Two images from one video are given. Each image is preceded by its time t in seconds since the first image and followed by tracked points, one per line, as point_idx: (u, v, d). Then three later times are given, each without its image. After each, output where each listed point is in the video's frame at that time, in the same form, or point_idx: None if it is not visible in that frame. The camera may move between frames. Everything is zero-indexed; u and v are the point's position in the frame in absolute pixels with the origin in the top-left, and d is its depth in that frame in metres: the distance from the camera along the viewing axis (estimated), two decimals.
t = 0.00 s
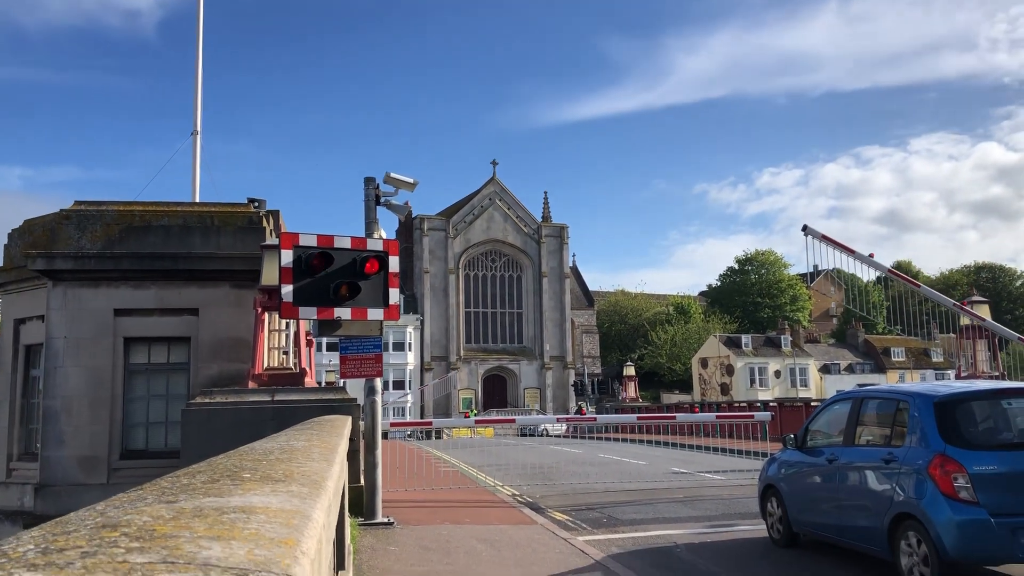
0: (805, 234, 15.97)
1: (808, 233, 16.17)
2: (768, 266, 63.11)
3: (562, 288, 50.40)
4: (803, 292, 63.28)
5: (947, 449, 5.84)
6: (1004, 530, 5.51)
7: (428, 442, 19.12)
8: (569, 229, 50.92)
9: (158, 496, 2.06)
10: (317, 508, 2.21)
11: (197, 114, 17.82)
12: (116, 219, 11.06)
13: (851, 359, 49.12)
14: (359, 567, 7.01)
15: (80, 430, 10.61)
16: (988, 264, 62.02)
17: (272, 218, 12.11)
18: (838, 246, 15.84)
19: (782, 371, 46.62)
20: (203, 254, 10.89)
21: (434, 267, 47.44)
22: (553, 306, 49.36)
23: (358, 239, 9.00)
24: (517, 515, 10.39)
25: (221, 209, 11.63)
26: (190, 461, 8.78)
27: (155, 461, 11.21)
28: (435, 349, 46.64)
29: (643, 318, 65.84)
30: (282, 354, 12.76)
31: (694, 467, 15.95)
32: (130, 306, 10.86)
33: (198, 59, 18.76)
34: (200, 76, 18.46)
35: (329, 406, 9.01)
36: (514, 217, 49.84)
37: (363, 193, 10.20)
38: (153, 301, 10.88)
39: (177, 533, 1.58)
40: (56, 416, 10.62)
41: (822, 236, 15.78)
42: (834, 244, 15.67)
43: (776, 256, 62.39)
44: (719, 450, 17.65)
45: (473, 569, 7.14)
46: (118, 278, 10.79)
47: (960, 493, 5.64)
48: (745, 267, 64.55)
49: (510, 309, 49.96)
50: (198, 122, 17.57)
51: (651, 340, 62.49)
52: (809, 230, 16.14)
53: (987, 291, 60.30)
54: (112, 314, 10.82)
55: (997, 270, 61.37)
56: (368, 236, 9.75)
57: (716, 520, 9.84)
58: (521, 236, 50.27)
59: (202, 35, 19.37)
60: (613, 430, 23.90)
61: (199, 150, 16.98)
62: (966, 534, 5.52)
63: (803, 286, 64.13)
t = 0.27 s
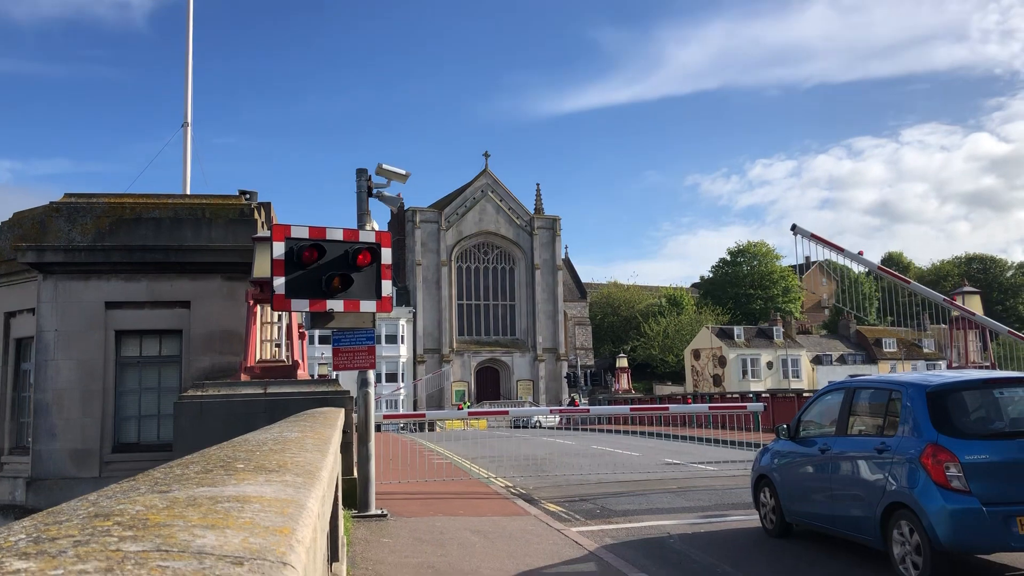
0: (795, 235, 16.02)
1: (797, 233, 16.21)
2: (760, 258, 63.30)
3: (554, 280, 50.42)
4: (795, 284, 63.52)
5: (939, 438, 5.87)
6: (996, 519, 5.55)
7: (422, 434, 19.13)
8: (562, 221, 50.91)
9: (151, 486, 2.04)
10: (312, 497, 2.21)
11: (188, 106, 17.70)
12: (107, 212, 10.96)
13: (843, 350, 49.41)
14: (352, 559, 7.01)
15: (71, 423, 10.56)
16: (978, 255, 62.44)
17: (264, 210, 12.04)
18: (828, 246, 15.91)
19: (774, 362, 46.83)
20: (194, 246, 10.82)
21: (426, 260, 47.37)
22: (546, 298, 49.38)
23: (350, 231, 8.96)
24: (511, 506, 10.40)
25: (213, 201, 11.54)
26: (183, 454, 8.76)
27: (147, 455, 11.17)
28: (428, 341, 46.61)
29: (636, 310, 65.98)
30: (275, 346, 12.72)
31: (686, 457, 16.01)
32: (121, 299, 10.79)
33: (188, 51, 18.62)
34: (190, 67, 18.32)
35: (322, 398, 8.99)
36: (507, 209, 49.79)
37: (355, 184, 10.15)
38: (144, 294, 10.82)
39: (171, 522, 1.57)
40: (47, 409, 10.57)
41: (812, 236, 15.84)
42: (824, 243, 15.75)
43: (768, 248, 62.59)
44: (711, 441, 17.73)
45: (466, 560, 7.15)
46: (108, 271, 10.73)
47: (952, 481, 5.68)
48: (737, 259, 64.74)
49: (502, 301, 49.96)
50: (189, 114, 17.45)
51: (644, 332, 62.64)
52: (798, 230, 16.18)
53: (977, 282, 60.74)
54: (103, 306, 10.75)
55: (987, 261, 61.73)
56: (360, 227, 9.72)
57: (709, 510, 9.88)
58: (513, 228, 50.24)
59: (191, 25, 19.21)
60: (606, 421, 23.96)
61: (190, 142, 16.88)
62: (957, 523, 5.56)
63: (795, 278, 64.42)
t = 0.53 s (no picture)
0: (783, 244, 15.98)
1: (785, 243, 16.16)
2: (753, 256, 63.49)
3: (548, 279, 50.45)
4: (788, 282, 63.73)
5: (933, 435, 5.89)
6: (990, 515, 5.58)
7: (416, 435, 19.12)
8: (555, 220, 50.94)
9: (145, 491, 2.03)
10: (308, 501, 2.19)
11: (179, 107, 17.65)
12: (99, 215, 10.91)
13: (835, 348, 49.60)
14: (348, 561, 6.99)
15: (65, 427, 10.50)
16: (969, 252, 62.73)
17: (257, 212, 12.00)
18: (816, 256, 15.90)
19: (767, 360, 46.96)
20: (188, 248, 10.81)
21: (420, 260, 47.31)
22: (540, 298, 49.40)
23: (343, 232, 8.94)
24: (506, 506, 10.40)
25: (205, 203, 11.52)
26: (178, 457, 8.73)
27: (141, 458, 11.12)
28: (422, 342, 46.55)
29: (630, 309, 66.01)
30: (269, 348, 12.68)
31: (681, 456, 16.04)
32: (114, 302, 10.75)
33: (179, 52, 18.54)
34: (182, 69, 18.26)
35: (317, 399, 8.97)
36: (500, 209, 49.79)
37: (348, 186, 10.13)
38: (137, 296, 10.78)
39: (165, 528, 1.56)
40: (40, 413, 10.51)
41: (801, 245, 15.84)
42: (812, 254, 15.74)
43: (761, 246, 62.78)
44: (706, 440, 17.76)
45: (462, 561, 7.14)
46: (101, 274, 10.69)
47: (946, 478, 5.70)
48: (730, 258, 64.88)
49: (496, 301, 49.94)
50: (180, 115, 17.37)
51: (637, 331, 62.74)
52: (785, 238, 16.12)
53: (968, 279, 61.05)
54: (97, 310, 10.71)
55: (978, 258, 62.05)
56: (353, 228, 9.70)
57: (705, 509, 9.90)
58: (507, 228, 50.23)
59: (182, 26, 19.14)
60: (601, 420, 23.99)
61: (182, 144, 16.81)
62: (951, 519, 5.58)
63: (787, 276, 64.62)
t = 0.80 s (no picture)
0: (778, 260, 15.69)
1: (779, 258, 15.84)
2: (752, 261, 63.54)
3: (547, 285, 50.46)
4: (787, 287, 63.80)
5: (933, 440, 5.89)
6: (990, 520, 5.56)
7: (416, 441, 19.09)
8: (554, 226, 50.97)
9: (144, 503, 2.03)
10: (308, 512, 2.18)
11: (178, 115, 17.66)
12: (99, 223, 10.92)
13: (835, 352, 49.64)
14: (348, 568, 6.97)
15: (64, 435, 10.48)
16: (968, 256, 62.80)
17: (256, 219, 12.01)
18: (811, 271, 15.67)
19: (767, 365, 46.95)
20: (187, 255, 10.82)
21: (419, 266, 47.33)
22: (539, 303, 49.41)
23: (343, 239, 8.94)
24: (506, 513, 10.38)
25: (205, 210, 11.54)
26: (178, 464, 8.70)
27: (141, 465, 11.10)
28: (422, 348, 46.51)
29: (629, 314, 65.99)
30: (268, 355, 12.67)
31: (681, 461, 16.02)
32: (114, 309, 10.74)
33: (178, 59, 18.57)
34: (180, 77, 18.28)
35: (317, 406, 8.96)
36: (499, 215, 49.84)
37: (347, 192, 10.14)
38: (137, 304, 10.77)
39: (165, 542, 1.55)
40: (39, 421, 10.48)
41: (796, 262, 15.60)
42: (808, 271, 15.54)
43: (760, 251, 62.84)
44: (706, 445, 17.74)
45: (462, 568, 7.12)
46: (100, 282, 10.68)
47: (946, 484, 5.69)
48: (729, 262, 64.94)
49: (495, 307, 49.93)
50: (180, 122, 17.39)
51: (637, 337, 62.74)
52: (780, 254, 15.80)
53: (967, 283, 61.13)
54: (96, 317, 10.70)
55: (977, 262, 62.11)
56: (353, 235, 9.70)
57: (705, 514, 9.88)
58: (506, 234, 50.26)
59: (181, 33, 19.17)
60: (601, 426, 23.96)
61: (180, 151, 16.82)
62: (951, 525, 5.57)
63: (786, 281, 64.70)
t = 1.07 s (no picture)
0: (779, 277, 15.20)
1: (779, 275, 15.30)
2: (755, 266, 63.49)
3: (550, 290, 50.44)
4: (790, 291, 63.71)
5: (939, 446, 5.85)
6: (997, 527, 5.53)
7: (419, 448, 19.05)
8: (556, 232, 50.98)
9: (146, 512, 2.01)
10: (311, 521, 2.17)
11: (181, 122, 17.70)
12: (101, 230, 10.94)
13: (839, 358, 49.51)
14: None
15: (67, 442, 10.48)
16: (972, 260, 62.67)
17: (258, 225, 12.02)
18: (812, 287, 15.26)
19: (771, 370, 46.85)
20: (189, 262, 10.82)
21: (421, 272, 47.34)
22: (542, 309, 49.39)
23: (345, 245, 8.94)
24: (509, 520, 10.34)
25: (207, 217, 11.55)
26: (179, 472, 8.70)
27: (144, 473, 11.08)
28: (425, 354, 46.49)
29: (632, 320, 65.92)
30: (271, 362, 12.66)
31: (685, 467, 15.96)
32: (116, 316, 10.74)
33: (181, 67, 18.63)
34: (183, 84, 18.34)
35: (319, 413, 8.95)
36: (502, 220, 49.86)
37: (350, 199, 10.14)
38: (139, 310, 10.77)
39: (166, 553, 1.53)
40: (42, 429, 10.49)
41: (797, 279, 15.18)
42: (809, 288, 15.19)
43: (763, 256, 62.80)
44: (710, 451, 17.68)
45: None
46: (103, 289, 10.69)
47: (952, 489, 5.66)
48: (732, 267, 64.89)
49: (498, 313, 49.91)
50: (182, 130, 17.43)
51: (640, 342, 62.67)
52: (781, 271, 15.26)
53: (971, 288, 61.08)
54: (98, 324, 10.70)
55: (981, 266, 61.99)
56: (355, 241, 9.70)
57: (709, 521, 9.84)
58: (508, 240, 50.26)
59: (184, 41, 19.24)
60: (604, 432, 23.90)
61: (183, 158, 16.85)
62: (958, 531, 5.54)
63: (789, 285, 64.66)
